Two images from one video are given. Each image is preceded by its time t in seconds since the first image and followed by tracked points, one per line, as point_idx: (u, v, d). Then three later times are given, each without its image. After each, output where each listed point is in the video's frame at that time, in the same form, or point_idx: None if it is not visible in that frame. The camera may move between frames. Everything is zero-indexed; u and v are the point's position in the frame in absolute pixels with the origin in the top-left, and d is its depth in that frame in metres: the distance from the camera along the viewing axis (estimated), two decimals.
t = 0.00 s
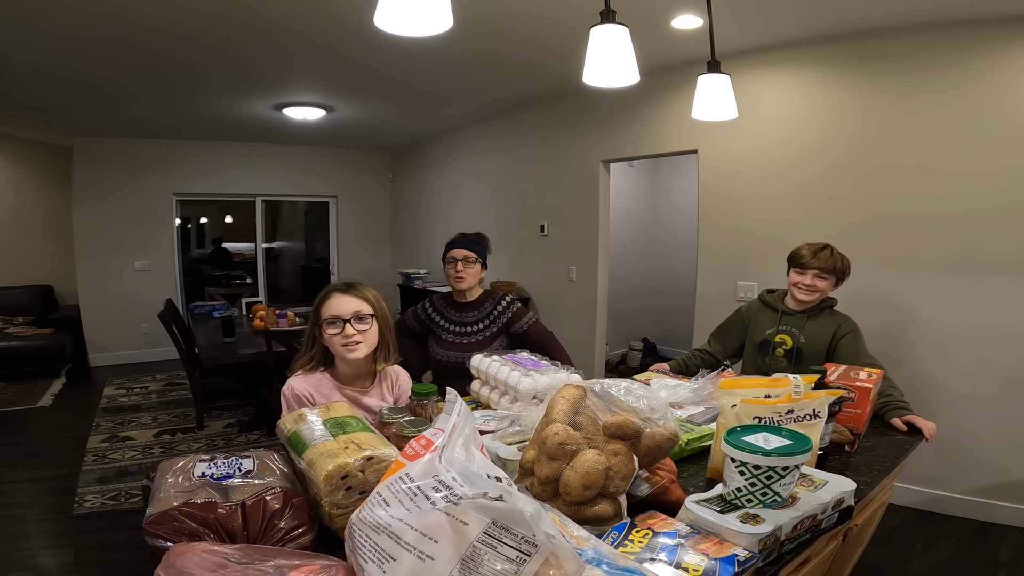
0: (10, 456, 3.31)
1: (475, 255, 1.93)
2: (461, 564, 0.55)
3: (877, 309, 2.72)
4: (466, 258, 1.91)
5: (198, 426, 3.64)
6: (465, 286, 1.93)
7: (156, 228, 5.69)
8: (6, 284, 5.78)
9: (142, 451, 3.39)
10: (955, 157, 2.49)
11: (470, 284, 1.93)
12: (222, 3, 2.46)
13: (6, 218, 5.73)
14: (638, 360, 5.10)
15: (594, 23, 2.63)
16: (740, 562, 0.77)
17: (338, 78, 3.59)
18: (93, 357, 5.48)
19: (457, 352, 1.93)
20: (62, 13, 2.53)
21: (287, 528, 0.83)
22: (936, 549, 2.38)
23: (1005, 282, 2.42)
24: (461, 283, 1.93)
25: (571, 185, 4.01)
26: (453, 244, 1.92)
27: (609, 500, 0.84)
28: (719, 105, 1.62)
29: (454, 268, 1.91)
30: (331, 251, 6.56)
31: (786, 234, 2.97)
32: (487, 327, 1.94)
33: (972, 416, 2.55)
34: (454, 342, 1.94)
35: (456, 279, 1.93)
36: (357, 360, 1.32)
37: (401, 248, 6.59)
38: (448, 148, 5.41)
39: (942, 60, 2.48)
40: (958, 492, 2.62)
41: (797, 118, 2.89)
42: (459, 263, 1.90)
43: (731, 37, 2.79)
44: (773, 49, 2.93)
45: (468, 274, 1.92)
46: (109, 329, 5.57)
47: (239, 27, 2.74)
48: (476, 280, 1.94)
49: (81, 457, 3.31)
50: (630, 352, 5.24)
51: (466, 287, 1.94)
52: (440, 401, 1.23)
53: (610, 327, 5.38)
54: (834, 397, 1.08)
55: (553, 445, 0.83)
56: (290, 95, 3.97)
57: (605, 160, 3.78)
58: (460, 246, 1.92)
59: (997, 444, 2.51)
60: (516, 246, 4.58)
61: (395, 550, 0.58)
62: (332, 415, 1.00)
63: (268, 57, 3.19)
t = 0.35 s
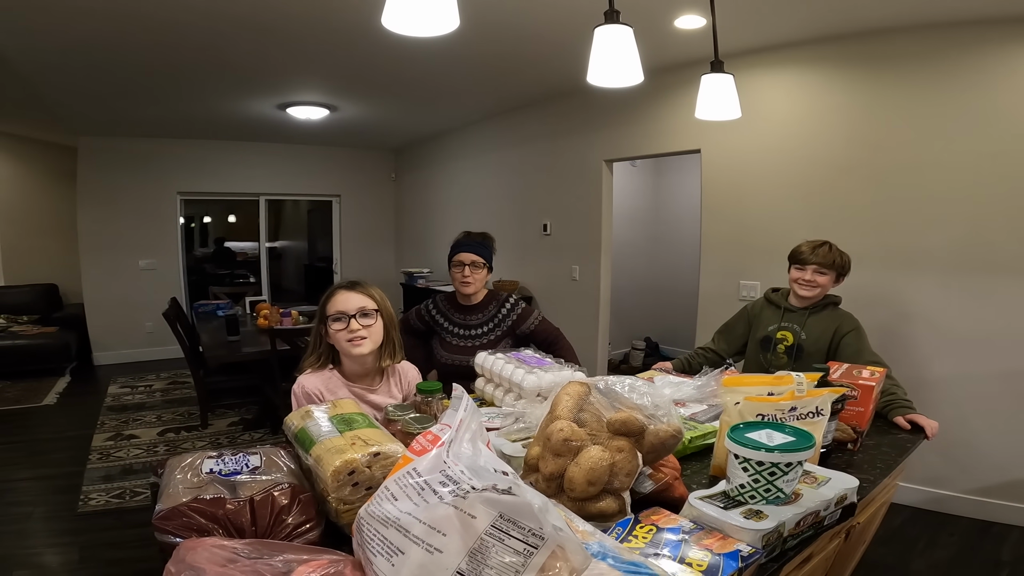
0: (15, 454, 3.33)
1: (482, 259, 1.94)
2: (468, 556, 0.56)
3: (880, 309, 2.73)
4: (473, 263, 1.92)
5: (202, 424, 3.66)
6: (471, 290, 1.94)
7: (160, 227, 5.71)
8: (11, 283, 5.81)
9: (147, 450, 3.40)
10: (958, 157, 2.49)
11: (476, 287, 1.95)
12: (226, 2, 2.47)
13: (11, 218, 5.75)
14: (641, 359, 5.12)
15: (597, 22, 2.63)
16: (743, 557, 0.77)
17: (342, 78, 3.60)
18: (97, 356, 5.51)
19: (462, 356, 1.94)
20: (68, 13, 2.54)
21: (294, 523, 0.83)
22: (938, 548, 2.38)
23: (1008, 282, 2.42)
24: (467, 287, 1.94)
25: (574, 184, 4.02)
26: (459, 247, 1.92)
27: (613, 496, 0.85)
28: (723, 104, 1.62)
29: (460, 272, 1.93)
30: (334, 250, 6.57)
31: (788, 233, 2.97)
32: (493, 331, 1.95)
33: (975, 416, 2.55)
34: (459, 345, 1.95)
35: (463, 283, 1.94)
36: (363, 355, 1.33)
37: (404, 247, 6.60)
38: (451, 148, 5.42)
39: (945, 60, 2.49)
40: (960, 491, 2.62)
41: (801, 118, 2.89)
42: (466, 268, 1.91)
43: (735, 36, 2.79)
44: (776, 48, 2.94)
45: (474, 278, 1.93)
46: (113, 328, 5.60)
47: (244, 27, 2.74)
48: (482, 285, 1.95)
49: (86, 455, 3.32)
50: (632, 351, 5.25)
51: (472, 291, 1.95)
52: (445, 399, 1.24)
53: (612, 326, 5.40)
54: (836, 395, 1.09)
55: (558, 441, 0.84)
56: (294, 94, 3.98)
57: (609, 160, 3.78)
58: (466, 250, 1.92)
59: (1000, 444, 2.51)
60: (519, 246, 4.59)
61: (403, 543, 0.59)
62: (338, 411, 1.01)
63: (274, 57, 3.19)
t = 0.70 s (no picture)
0: (20, 452, 3.35)
1: (487, 261, 1.94)
2: (471, 546, 0.57)
3: (882, 308, 2.73)
4: (478, 264, 1.93)
5: (205, 422, 3.67)
6: (474, 292, 1.95)
7: (164, 226, 5.74)
8: (15, 282, 5.84)
9: (151, 448, 3.43)
10: (960, 157, 2.49)
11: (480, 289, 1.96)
12: (230, 3, 2.48)
13: (15, 216, 5.77)
14: (642, 358, 5.14)
15: (597, 22, 2.64)
16: (742, 551, 0.78)
17: (344, 77, 3.61)
18: (101, 354, 5.54)
19: (466, 353, 1.96)
20: (73, 13, 2.56)
21: (300, 517, 0.85)
22: (939, 546, 2.39)
23: (1009, 281, 2.42)
24: (472, 288, 1.95)
25: (576, 183, 4.03)
26: (465, 249, 1.93)
27: (614, 491, 0.86)
28: (724, 104, 1.63)
29: (465, 273, 1.94)
30: (337, 249, 6.59)
31: (789, 232, 2.98)
32: (496, 328, 1.97)
33: (976, 415, 2.56)
34: (463, 343, 1.97)
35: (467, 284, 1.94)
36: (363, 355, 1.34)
37: (406, 247, 6.62)
38: (453, 147, 5.44)
39: (945, 60, 2.49)
40: (961, 490, 2.62)
41: (802, 117, 2.89)
42: (471, 269, 1.92)
43: (737, 36, 2.80)
44: (777, 48, 2.94)
45: (479, 280, 1.94)
46: (117, 327, 5.63)
47: (248, 27, 2.76)
48: (486, 286, 1.96)
49: (90, 453, 3.34)
50: (634, 350, 5.27)
51: (475, 292, 1.95)
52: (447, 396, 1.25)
53: (614, 325, 5.42)
54: (835, 392, 1.09)
55: (559, 437, 0.85)
56: (297, 94, 3.99)
57: (610, 159, 3.80)
58: (472, 252, 1.93)
59: (1001, 443, 2.52)
60: (521, 245, 4.61)
61: (408, 534, 0.60)
62: (343, 407, 1.03)
63: (277, 57, 3.21)
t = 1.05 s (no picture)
0: (24, 450, 3.36)
1: (490, 256, 1.95)
2: (472, 538, 0.57)
3: (884, 306, 2.73)
4: (481, 259, 1.94)
5: (208, 420, 3.69)
6: (477, 286, 1.95)
7: (166, 225, 5.75)
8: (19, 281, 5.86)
9: (154, 446, 3.44)
10: (962, 155, 2.48)
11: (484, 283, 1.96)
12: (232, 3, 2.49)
13: (18, 216, 5.79)
14: (644, 356, 5.15)
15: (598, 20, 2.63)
16: (743, 546, 0.79)
17: (346, 76, 3.61)
18: (105, 353, 5.55)
19: (466, 349, 1.96)
20: (75, 12, 2.56)
21: (302, 512, 0.85)
22: (940, 545, 2.38)
23: (1012, 280, 2.42)
24: (475, 282, 1.95)
25: (578, 182, 4.03)
26: (467, 244, 1.93)
27: (615, 487, 0.86)
28: (725, 102, 1.63)
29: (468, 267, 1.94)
30: (339, 248, 6.60)
31: (791, 231, 2.98)
32: (496, 324, 1.97)
33: (978, 413, 2.55)
34: (463, 338, 1.97)
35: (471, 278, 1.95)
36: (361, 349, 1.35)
37: (408, 245, 6.63)
38: (455, 146, 5.45)
39: (948, 58, 2.49)
40: (963, 489, 2.62)
41: (804, 116, 2.89)
42: (474, 264, 1.92)
43: (739, 34, 2.79)
44: (779, 46, 2.94)
45: (482, 275, 1.95)
46: (120, 325, 5.64)
47: (250, 26, 2.76)
48: (490, 281, 1.96)
49: (93, 452, 3.36)
50: (635, 349, 5.27)
51: (479, 287, 1.96)
52: (449, 392, 1.25)
53: (615, 324, 5.42)
54: (836, 388, 1.10)
55: (560, 432, 0.85)
56: (300, 92, 4.00)
57: (612, 158, 3.80)
58: (476, 247, 1.93)
59: (1003, 441, 2.51)
60: (522, 244, 4.62)
61: (409, 527, 0.60)
62: (345, 402, 1.03)
63: (279, 55, 3.21)
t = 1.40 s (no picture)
0: (28, 449, 3.38)
1: (489, 251, 1.95)
2: (474, 532, 0.58)
3: (887, 305, 2.72)
4: (481, 254, 1.94)
5: (212, 419, 3.70)
6: (478, 280, 1.96)
7: (170, 224, 5.77)
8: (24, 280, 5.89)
9: (157, 444, 3.45)
10: (965, 154, 2.48)
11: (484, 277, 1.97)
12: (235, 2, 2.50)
13: (23, 215, 5.82)
14: (646, 355, 5.15)
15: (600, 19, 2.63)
16: (744, 543, 0.79)
17: (348, 76, 3.62)
18: (109, 352, 5.58)
19: (467, 344, 1.96)
20: (78, 13, 2.58)
21: (305, 507, 0.86)
22: (943, 544, 2.38)
23: (1015, 278, 2.41)
24: (476, 277, 1.96)
25: (581, 181, 4.03)
26: (468, 240, 1.94)
27: (616, 483, 0.86)
28: (726, 100, 1.63)
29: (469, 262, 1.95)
30: (342, 247, 6.62)
31: (793, 229, 2.97)
32: (497, 321, 1.97)
33: (981, 412, 2.54)
34: (464, 334, 1.98)
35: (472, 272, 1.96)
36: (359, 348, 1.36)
37: (411, 244, 6.65)
38: (457, 145, 5.45)
39: (951, 56, 2.48)
40: (967, 488, 2.61)
41: (807, 114, 2.88)
42: (474, 259, 1.93)
43: (741, 33, 2.79)
44: (781, 44, 2.93)
45: (482, 270, 1.95)
46: (124, 324, 5.67)
47: (253, 26, 2.78)
48: (490, 275, 1.97)
49: (97, 450, 3.38)
50: (638, 348, 5.28)
51: (480, 281, 1.97)
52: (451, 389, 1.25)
53: (618, 323, 5.42)
54: (838, 386, 1.10)
55: (562, 428, 0.85)
56: (303, 92, 4.01)
57: (614, 157, 3.80)
58: (476, 242, 1.94)
59: (1007, 440, 2.50)
60: (525, 242, 4.62)
61: (411, 521, 0.60)
62: (347, 399, 1.04)
63: (281, 55, 3.22)
